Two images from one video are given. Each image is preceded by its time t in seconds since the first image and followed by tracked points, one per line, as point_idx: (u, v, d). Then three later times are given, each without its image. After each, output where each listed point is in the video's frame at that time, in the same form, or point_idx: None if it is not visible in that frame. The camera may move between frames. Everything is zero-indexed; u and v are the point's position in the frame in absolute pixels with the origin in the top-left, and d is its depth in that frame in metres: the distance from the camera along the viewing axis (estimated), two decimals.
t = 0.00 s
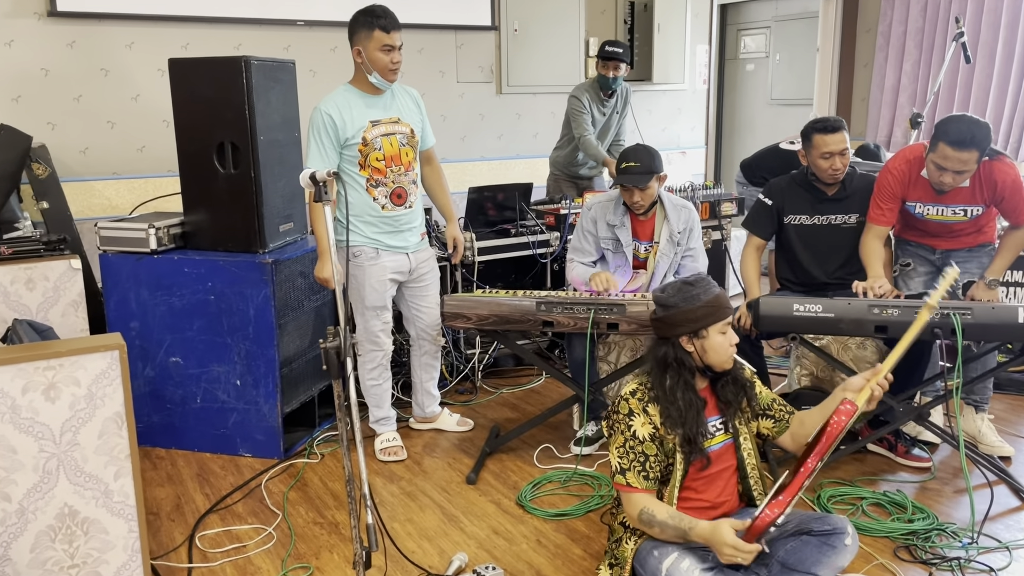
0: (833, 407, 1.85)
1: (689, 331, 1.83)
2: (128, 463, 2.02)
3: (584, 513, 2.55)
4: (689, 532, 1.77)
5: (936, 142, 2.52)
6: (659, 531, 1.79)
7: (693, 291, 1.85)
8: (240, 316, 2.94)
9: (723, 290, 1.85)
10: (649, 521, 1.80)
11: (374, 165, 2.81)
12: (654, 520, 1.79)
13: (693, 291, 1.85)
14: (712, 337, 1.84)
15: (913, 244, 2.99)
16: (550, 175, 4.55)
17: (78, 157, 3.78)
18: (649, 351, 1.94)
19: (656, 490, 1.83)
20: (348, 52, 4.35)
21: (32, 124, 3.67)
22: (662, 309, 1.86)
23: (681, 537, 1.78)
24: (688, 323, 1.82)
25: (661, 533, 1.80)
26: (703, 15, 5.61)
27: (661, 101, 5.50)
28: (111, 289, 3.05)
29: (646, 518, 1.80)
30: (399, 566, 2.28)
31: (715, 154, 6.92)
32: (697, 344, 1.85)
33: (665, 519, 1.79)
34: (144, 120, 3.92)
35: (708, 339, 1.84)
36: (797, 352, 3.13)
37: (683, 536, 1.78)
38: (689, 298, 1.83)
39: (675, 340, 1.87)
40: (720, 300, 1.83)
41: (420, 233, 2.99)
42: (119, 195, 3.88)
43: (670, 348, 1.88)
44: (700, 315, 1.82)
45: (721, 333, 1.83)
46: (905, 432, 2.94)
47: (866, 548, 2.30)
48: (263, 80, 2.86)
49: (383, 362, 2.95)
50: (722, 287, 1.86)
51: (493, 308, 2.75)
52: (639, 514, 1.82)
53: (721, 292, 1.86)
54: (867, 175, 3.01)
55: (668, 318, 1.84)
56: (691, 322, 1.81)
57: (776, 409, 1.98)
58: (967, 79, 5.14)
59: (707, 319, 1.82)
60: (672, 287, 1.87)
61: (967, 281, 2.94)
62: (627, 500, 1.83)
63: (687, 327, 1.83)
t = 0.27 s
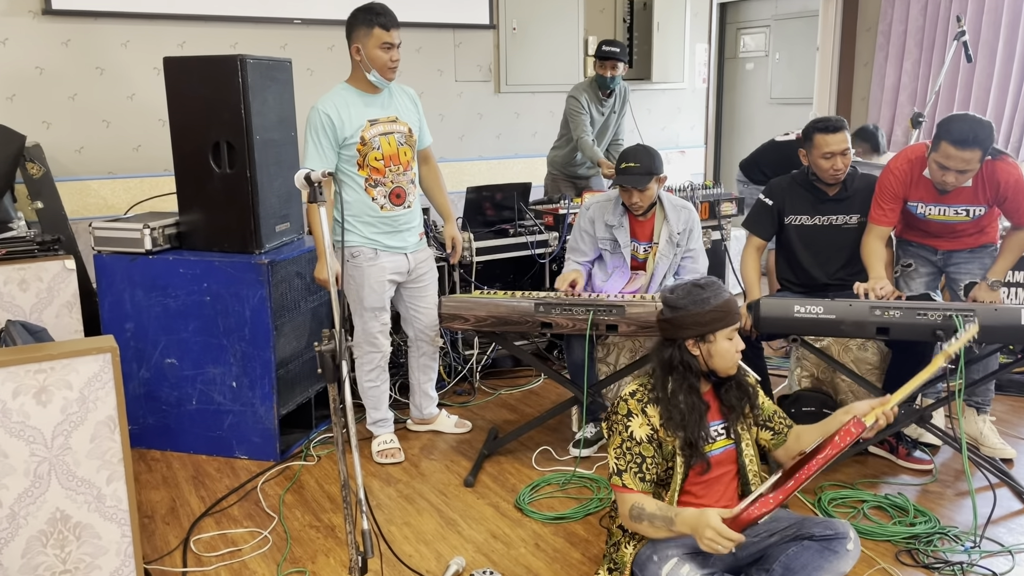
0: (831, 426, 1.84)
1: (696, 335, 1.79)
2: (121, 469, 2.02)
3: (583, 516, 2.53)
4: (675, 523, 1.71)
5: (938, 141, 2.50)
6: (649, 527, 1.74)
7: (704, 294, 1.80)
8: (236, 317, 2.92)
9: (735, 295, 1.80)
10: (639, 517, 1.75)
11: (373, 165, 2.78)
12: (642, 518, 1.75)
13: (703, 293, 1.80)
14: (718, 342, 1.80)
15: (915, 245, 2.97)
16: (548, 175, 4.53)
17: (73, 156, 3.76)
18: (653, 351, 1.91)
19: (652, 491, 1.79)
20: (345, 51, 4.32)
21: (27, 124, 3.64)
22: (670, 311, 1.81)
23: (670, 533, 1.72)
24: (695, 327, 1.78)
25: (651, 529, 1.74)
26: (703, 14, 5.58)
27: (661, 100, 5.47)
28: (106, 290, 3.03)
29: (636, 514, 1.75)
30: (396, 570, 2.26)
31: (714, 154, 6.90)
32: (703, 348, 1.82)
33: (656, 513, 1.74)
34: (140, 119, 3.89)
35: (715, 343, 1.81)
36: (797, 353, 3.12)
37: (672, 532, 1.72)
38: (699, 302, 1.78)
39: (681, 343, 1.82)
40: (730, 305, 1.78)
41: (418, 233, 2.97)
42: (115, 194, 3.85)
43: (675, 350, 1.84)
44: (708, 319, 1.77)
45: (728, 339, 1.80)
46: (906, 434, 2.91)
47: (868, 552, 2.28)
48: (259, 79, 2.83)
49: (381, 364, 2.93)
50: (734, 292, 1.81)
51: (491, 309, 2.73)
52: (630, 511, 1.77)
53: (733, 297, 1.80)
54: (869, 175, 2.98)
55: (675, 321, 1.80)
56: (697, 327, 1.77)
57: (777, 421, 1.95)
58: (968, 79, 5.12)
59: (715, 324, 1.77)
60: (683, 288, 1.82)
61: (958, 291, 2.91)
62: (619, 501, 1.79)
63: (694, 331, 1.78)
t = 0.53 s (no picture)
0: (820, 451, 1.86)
1: (697, 338, 1.78)
2: (117, 471, 2.00)
3: (583, 518, 2.51)
4: (666, 517, 1.68)
5: (941, 140, 2.49)
6: (639, 521, 1.70)
7: (710, 299, 1.78)
8: (233, 317, 2.89)
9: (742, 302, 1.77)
10: (630, 512, 1.72)
11: (374, 165, 2.76)
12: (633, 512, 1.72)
13: (710, 297, 1.78)
14: (718, 348, 1.77)
15: (916, 245, 2.95)
16: (547, 174, 4.51)
17: (69, 156, 3.73)
18: (660, 350, 1.89)
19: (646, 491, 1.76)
20: (344, 49, 4.30)
21: (23, 123, 3.61)
22: (675, 311, 1.80)
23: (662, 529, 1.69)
24: (697, 330, 1.76)
25: (640, 524, 1.71)
26: (702, 13, 5.56)
27: (660, 100, 5.46)
28: (102, 291, 3.01)
29: (627, 508, 1.72)
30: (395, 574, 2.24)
31: (714, 153, 6.88)
32: (703, 352, 1.79)
33: (648, 507, 1.71)
34: (137, 118, 3.87)
35: (714, 350, 1.78)
36: (798, 354, 3.09)
37: (663, 527, 1.69)
38: (704, 306, 1.76)
39: (681, 343, 1.81)
40: (735, 313, 1.75)
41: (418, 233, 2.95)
42: (111, 194, 3.82)
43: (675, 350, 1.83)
44: (711, 324, 1.75)
45: (729, 346, 1.77)
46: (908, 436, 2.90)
47: (871, 555, 2.26)
48: (257, 77, 2.80)
49: (381, 365, 2.91)
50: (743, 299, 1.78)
51: (490, 310, 2.71)
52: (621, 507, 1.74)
53: (740, 304, 1.78)
54: (871, 175, 2.97)
55: (678, 321, 1.79)
56: (698, 330, 1.75)
57: (775, 434, 1.96)
58: (968, 78, 5.10)
59: (718, 330, 1.75)
60: (691, 291, 1.81)
61: (960, 291, 2.90)
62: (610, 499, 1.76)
63: (696, 334, 1.77)
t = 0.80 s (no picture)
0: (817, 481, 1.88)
1: (702, 344, 1.75)
2: (114, 475, 1.98)
3: (584, 521, 2.49)
4: (665, 520, 1.66)
5: (945, 140, 2.48)
6: (635, 522, 1.68)
7: (718, 304, 1.75)
8: (231, 318, 2.87)
9: (751, 310, 1.74)
10: (627, 512, 1.69)
11: (380, 164, 2.74)
12: (631, 512, 1.69)
13: (717, 303, 1.75)
14: (722, 355, 1.75)
15: (919, 245, 2.94)
16: (546, 174, 4.48)
17: (65, 155, 3.70)
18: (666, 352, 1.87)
19: (645, 493, 1.73)
20: (342, 48, 4.27)
21: (19, 122, 3.58)
22: (682, 314, 1.78)
23: (659, 531, 1.67)
24: (702, 336, 1.74)
25: (637, 524, 1.68)
26: (702, 12, 5.55)
27: (659, 99, 5.44)
28: (99, 291, 2.98)
29: (624, 508, 1.69)
30: None
31: (712, 153, 6.87)
32: (708, 358, 1.77)
33: (646, 508, 1.68)
34: (133, 117, 3.84)
35: (718, 356, 1.76)
36: (800, 354, 3.07)
37: (661, 530, 1.66)
38: (712, 311, 1.73)
39: (686, 348, 1.79)
40: (743, 320, 1.72)
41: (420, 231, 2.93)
42: (108, 194, 3.80)
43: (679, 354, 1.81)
44: (716, 330, 1.72)
45: (734, 353, 1.74)
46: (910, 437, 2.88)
47: (875, 558, 2.25)
48: (254, 77, 2.78)
49: (382, 366, 2.89)
50: (752, 306, 1.75)
51: (491, 311, 2.68)
52: (618, 506, 1.71)
53: (749, 312, 1.74)
54: (873, 175, 2.95)
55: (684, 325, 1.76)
56: (703, 336, 1.72)
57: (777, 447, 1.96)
58: (968, 78, 5.09)
59: (724, 337, 1.72)
60: (700, 295, 1.78)
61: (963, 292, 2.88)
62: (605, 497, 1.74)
63: (700, 338, 1.74)
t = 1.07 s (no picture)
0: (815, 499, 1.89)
1: (706, 353, 1.74)
2: (108, 484, 2.04)
3: (585, 527, 2.47)
4: (671, 537, 1.65)
5: (946, 144, 2.47)
6: (639, 535, 1.67)
7: (725, 315, 1.73)
8: (227, 322, 2.84)
9: (758, 322, 1.71)
10: (631, 524, 1.68)
11: (391, 168, 2.72)
12: (634, 525, 1.68)
13: (724, 313, 1.73)
14: (726, 367, 1.73)
15: (919, 248, 2.92)
16: (543, 176, 4.46)
17: (59, 157, 3.67)
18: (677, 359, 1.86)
19: (648, 505, 1.72)
20: (339, 48, 4.23)
21: (12, 123, 3.55)
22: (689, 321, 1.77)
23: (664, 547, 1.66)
24: (707, 346, 1.72)
25: (641, 537, 1.67)
26: (699, 12, 5.53)
27: (657, 100, 5.42)
28: (94, 294, 2.95)
29: (628, 520, 1.69)
30: None
31: (709, 153, 6.86)
32: (712, 368, 1.76)
33: (651, 522, 1.68)
34: (128, 118, 3.81)
35: (722, 367, 1.74)
36: (800, 357, 3.05)
37: (665, 546, 1.66)
38: (719, 322, 1.71)
39: (690, 356, 1.79)
40: (749, 332, 1.70)
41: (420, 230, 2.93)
42: (102, 195, 3.76)
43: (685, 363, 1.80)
44: (720, 340, 1.71)
45: (738, 365, 1.73)
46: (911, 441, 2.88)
47: (878, 565, 2.24)
48: (251, 78, 2.75)
49: (384, 368, 2.87)
50: (760, 318, 1.72)
51: (490, 315, 2.66)
52: (621, 517, 1.70)
53: (756, 324, 1.72)
54: (874, 177, 2.94)
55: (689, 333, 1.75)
56: (706, 346, 1.71)
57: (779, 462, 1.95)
58: (964, 79, 5.09)
59: (729, 349, 1.70)
60: (709, 304, 1.76)
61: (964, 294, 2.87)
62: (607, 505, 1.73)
63: (704, 348, 1.73)
